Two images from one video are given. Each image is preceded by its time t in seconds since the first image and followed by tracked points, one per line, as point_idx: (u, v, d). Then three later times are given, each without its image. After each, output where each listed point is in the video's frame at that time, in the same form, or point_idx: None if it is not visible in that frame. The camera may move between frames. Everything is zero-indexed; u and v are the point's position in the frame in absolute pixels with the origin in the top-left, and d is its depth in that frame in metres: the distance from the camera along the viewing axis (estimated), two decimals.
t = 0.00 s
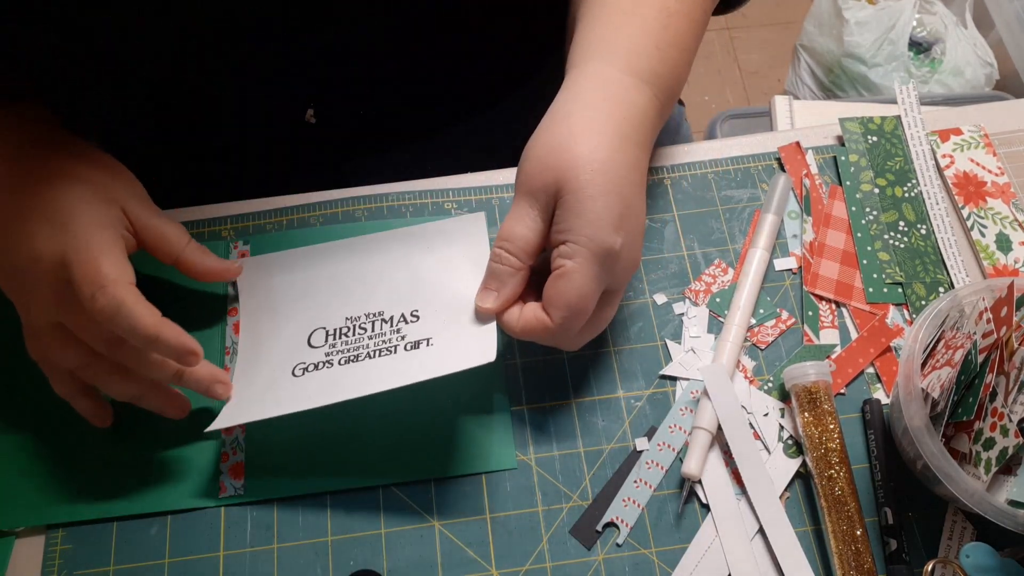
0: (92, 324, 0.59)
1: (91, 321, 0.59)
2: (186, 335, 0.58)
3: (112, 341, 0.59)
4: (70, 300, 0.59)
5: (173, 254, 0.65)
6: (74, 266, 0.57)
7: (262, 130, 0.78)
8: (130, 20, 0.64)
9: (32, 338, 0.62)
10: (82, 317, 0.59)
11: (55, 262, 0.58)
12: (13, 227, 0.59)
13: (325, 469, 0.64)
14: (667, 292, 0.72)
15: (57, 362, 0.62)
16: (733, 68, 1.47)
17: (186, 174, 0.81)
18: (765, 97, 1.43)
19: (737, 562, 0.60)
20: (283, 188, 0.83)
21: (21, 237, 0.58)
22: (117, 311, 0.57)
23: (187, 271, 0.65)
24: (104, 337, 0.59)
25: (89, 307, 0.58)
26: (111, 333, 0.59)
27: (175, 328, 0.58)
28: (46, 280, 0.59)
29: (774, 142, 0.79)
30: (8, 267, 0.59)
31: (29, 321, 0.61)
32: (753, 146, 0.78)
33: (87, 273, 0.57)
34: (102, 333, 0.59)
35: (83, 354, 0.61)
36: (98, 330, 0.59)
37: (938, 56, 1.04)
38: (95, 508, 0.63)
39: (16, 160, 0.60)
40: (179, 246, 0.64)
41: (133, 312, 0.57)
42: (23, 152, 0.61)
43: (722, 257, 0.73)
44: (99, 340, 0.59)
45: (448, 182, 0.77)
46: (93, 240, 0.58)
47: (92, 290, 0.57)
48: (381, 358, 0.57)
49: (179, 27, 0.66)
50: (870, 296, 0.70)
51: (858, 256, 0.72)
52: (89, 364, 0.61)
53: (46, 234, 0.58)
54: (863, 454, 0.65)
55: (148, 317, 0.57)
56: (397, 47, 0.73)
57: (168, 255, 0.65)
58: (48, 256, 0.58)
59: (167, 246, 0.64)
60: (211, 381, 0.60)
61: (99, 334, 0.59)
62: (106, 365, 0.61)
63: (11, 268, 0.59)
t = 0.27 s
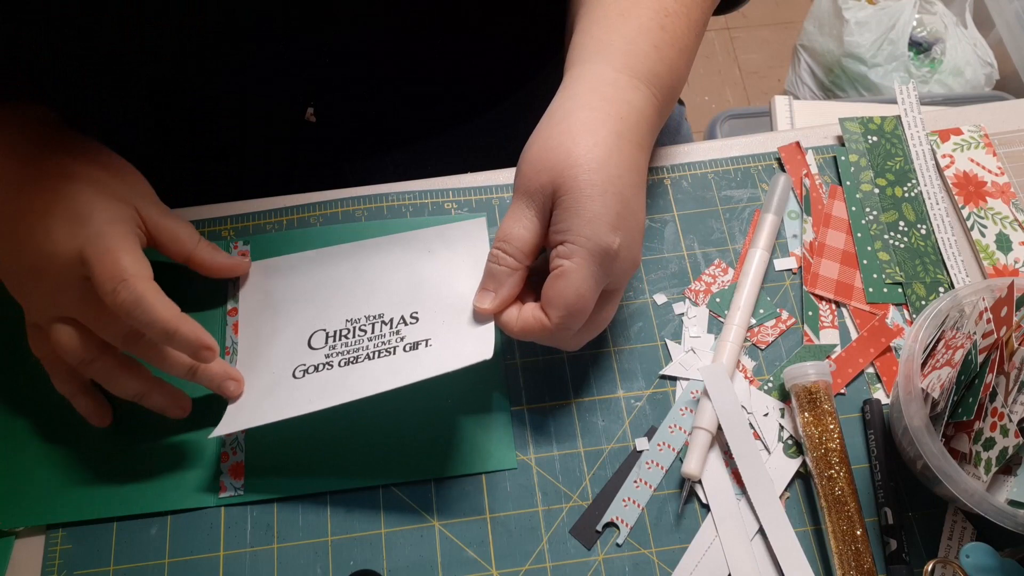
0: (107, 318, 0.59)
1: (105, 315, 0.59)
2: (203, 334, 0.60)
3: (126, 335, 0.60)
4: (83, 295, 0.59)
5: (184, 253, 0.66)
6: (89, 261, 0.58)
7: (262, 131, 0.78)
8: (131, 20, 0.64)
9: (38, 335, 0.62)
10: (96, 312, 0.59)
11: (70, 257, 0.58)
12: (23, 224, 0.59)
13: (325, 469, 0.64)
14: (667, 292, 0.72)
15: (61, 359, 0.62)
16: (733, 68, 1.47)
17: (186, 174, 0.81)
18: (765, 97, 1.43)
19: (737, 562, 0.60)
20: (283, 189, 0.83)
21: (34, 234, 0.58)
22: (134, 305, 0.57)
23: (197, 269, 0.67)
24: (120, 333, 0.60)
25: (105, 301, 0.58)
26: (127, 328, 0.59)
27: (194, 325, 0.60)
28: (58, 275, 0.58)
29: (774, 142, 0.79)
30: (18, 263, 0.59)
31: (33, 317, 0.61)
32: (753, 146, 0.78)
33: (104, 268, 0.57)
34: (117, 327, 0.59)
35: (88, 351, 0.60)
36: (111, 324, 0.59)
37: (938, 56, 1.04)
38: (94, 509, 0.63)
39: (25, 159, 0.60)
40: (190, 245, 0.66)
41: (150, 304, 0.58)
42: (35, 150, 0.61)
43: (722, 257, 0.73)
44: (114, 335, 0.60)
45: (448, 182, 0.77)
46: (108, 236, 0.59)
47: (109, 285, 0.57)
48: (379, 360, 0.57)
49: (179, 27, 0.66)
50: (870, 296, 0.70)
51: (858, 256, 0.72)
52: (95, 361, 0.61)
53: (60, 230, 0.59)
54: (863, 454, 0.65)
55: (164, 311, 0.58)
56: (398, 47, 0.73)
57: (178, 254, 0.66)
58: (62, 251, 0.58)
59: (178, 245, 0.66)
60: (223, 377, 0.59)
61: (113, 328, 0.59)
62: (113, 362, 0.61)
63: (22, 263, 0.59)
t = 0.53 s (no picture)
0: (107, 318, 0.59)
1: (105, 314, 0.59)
2: (203, 333, 0.60)
3: (127, 335, 0.60)
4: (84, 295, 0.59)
5: (184, 253, 0.66)
6: (90, 262, 0.58)
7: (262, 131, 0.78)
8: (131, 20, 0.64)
9: (41, 335, 0.62)
10: (98, 312, 0.59)
11: (71, 257, 0.58)
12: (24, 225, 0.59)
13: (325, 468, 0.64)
14: (667, 292, 0.72)
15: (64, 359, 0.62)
16: (733, 68, 1.47)
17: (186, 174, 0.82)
18: (765, 97, 1.43)
19: (737, 562, 0.60)
20: (283, 189, 0.83)
21: (36, 234, 0.59)
22: (136, 305, 0.57)
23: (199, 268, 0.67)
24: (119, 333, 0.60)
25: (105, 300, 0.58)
26: (128, 328, 0.59)
27: (193, 325, 0.60)
28: (59, 275, 0.59)
29: (774, 142, 0.79)
30: (20, 263, 0.59)
31: (34, 316, 0.61)
32: (753, 146, 0.78)
33: (106, 268, 0.57)
34: (117, 326, 0.59)
35: (90, 350, 0.60)
36: (111, 323, 0.59)
37: (938, 56, 1.04)
38: (93, 509, 0.63)
39: (28, 160, 0.61)
40: (190, 245, 0.66)
41: (149, 304, 0.57)
42: (37, 151, 0.61)
43: (722, 257, 0.73)
44: (114, 334, 0.60)
45: (448, 182, 0.77)
46: (109, 236, 0.59)
47: (111, 285, 0.57)
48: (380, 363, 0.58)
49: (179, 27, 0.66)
50: (870, 296, 0.70)
51: (858, 256, 0.72)
52: (96, 359, 0.61)
53: (61, 230, 0.59)
54: (863, 454, 0.65)
55: (164, 310, 0.58)
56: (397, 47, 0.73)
57: (179, 254, 0.67)
58: (63, 251, 0.58)
59: (179, 244, 0.66)
60: (223, 380, 0.61)
61: (114, 327, 0.59)
62: (114, 360, 0.61)
63: (24, 264, 0.59)
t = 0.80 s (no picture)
0: (105, 321, 0.59)
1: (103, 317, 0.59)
2: (198, 340, 0.60)
3: (125, 340, 0.60)
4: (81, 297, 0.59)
5: (181, 253, 0.66)
6: (86, 266, 0.58)
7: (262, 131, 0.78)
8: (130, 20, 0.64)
9: (39, 335, 0.62)
10: (96, 315, 0.59)
11: (69, 260, 0.58)
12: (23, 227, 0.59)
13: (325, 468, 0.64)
14: (667, 292, 0.72)
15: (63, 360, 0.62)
16: (733, 68, 1.47)
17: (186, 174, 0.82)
18: (765, 97, 1.43)
19: (737, 562, 0.60)
20: (284, 189, 0.83)
21: (35, 237, 0.59)
22: (134, 310, 0.57)
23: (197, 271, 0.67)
24: (117, 337, 0.59)
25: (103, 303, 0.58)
26: (126, 333, 0.59)
27: (188, 331, 0.60)
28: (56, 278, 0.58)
29: (773, 142, 0.79)
30: (18, 264, 0.59)
31: (33, 318, 0.61)
32: (753, 146, 0.78)
33: (102, 272, 0.57)
34: (115, 329, 0.59)
35: (89, 351, 0.60)
36: (109, 326, 0.59)
37: (938, 56, 1.04)
38: (93, 510, 0.63)
39: (24, 161, 0.60)
40: (187, 246, 0.66)
41: (148, 309, 0.58)
42: (33, 152, 0.61)
43: (722, 257, 0.73)
44: (112, 337, 0.60)
45: (448, 182, 0.77)
46: (106, 240, 0.59)
47: (107, 289, 0.57)
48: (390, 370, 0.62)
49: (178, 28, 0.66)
50: (870, 296, 0.70)
51: (858, 256, 0.72)
52: (95, 360, 0.60)
53: (60, 232, 0.59)
54: (863, 454, 0.65)
55: (162, 315, 0.58)
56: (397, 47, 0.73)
57: (176, 254, 0.67)
58: (60, 254, 0.58)
59: (176, 246, 0.66)
60: (222, 383, 0.62)
61: (112, 330, 0.59)
62: (113, 362, 0.61)
63: (23, 265, 0.59)
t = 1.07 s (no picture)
0: (108, 322, 0.59)
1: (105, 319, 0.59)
2: (202, 344, 0.61)
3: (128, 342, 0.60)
4: (87, 298, 0.59)
5: (185, 256, 0.66)
6: (90, 268, 0.58)
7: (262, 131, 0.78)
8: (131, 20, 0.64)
9: (41, 335, 0.62)
10: (99, 316, 0.59)
11: (71, 261, 0.58)
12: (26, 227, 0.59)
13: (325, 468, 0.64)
14: (667, 292, 0.72)
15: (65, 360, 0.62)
16: (733, 68, 1.47)
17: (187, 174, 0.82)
18: (765, 97, 1.43)
19: (737, 562, 0.60)
20: (284, 189, 0.83)
21: (37, 237, 0.59)
22: (138, 314, 0.58)
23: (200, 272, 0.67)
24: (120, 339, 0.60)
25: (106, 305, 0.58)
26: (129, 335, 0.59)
27: (192, 336, 0.61)
28: (59, 279, 0.59)
29: (773, 142, 0.79)
30: (19, 264, 0.59)
31: (34, 318, 0.61)
32: (753, 146, 0.78)
33: (107, 275, 0.58)
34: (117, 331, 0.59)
35: (92, 351, 0.60)
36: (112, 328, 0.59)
37: (938, 56, 1.04)
38: (93, 510, 0.63)
39: (28, 164, 0.61)
40: (192, 248, 0.66)
41: (151, 313, 0.58)
42: (36, 154, 0.61)
43: (722, 257, 0.73)
44: (115, 339, 0.60)
45: (448, 182, 0.77)
46: (111, 242, 0.59)
47: (112, 292, 0.57)
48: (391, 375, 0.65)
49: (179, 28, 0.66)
50: (870, 296, 0.70)
51: (858, 256, 0.72)
52: (97, 361, 0.60)
53: (63, 233, 0.59)
54: (863, 454, 0.65)
55: (165, 319, 0.59)
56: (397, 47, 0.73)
57: (179, 256, 0.67)
58: (64, 256, 0.58)
59: (178, 247, 0.66)
60: (223, 387, 0.62)
61: (115, 332, 0.60)
62: (115, 362, 0.61)
63: (24, 266, 0.59)
